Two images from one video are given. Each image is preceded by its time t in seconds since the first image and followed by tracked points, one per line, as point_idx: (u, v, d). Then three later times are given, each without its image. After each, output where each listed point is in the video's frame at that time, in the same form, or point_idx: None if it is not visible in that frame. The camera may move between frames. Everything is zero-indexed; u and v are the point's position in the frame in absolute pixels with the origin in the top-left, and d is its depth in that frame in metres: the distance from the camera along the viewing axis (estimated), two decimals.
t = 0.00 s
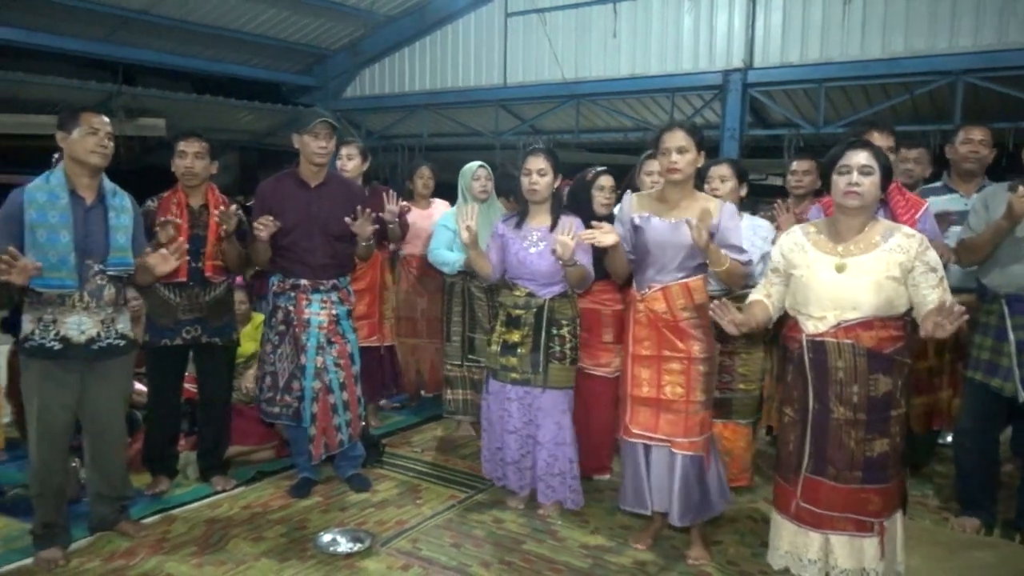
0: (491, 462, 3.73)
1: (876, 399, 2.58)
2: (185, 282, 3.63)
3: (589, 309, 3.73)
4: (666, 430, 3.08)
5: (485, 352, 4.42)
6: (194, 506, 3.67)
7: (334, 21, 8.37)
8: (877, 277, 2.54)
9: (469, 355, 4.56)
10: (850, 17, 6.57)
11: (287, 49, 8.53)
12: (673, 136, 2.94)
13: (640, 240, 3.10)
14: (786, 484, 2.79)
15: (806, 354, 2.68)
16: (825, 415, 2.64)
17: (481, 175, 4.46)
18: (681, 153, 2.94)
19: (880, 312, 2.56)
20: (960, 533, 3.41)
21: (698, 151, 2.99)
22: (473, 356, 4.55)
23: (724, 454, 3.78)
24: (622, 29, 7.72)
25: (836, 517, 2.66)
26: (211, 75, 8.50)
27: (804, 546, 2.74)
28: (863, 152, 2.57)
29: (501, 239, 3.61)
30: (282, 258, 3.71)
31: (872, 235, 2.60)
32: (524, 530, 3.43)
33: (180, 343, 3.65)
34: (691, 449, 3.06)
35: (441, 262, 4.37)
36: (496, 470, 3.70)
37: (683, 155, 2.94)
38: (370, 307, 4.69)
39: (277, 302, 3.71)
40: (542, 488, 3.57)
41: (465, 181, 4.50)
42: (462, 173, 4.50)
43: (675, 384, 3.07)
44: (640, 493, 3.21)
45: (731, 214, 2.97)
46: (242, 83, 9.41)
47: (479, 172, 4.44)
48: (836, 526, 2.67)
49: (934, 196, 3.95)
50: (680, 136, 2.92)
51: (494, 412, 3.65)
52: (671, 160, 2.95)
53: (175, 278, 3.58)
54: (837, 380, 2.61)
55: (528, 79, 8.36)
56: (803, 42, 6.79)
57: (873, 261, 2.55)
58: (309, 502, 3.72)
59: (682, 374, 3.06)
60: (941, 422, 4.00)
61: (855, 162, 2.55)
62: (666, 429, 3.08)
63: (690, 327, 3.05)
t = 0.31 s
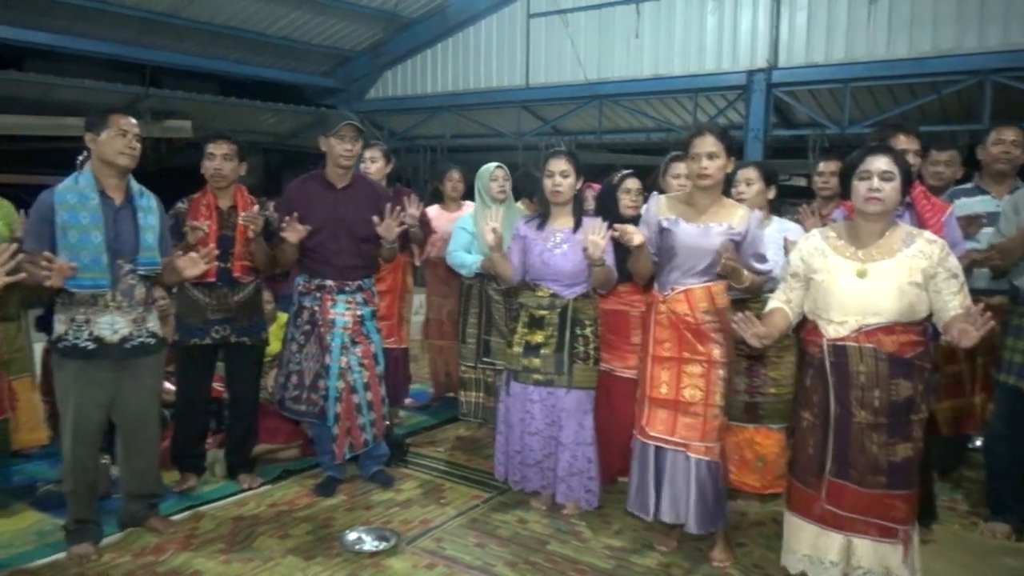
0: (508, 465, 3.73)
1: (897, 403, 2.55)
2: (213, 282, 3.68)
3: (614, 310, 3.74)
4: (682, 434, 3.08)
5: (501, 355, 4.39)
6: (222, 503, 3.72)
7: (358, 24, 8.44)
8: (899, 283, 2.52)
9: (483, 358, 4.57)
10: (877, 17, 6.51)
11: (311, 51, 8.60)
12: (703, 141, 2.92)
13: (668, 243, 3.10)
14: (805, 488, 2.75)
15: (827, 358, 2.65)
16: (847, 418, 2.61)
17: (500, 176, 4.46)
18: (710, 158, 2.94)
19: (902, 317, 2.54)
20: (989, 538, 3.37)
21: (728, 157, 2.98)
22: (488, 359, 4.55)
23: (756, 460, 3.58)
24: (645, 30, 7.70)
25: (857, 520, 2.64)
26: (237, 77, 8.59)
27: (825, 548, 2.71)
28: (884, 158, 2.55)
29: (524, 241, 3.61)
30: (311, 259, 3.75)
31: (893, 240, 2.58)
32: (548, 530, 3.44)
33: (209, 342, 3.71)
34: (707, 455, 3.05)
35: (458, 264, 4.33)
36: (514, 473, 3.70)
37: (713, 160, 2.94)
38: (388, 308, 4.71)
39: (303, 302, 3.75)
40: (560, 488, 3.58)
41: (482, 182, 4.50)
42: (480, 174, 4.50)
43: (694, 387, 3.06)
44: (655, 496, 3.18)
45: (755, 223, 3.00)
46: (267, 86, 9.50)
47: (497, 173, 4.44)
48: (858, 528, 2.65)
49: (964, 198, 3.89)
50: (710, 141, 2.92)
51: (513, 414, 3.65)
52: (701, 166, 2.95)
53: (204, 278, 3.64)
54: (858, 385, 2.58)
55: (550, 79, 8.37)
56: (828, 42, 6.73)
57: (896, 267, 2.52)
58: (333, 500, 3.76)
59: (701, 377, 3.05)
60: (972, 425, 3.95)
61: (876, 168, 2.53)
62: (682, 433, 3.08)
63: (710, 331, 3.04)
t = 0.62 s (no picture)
0: (535, 467, 3.74)
1: (932, 406, 2.52)
2: (245, 281, 3.73)
3: (638, 312, 3.76)
4: (718, 434, 3.06)
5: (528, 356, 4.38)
6: (251, 501, 3.76)
7: (384, 26, 8.50)
8: (934, 283, 2.49)
9: (506, 358, 4.59)
10: (908, 17, 6.43)
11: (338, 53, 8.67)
12: (735, 136, 2.91)
13: (699, 241, 3.11)
14: (836, 492, 2.73)
15: (859, 360, 2.62)
16: (880, 422, 2.58)
17: (522, 178, 4.44)
18: (742, 153, 2.92)
19: (936, 318, 2.51)
20: None
21: (761, 153, 2.96)
22: (511, 360, 4.56)
23: (782, 463, 3.61)
24: (672, 30, 7.68)
25: (890, 526, 2.61)
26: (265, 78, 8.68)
27: (856, 553, 2.68)
28: (917, 157, 2.51)
29: (552, 242, 3.61)
30: (342, 259, 3.79)
31: (927, 240, 2.54)
32: (574, 532, 3.44)
33: (241, 341, 3.75)
34: (746, 456, 3.04)
35: (483, 264, 4.40)
36: (543, 476, 3.70)
37: (745, 154, 2.92)
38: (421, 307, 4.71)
39: (336, 300, 3.78)
40: (594, 491, 3.57)
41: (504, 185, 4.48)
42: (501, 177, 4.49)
43: (728, 388, 3.04)
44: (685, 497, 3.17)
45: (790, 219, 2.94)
46: (295, 87, 9.59)
47: (520, 176, 4.42)
48: (890, 534, 2.61)
49: (1000, 200, 3.82)
50: (743, 136, 2.90)
51: (542, 416, 3.64)
52: (732, 160, 2.93)
53: (236, 277, 3.71)
54: (892, 388, 2.55)
55: (576, 81, 8.37)
56: (858, 43, 6.66)
57: (930, 267, 2.49)
58: (361, 499, 3.79)
59: (735, 379, 3.03)
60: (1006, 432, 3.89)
61: (909, 167, 2.49)
62: (719, 433, 3.06)
63: (744, 332, 3.02)
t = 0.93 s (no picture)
0: (562, 469, 3.74)
1: (964, 411, 2.49)
2: (265, 281, 3.76)
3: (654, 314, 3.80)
4: (743, 435, 3.06)
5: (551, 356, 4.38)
6: (273, 500, 3.79)
7: (403, 28, 8.53)
8: (966, 284, 2.46)
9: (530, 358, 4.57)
10: (930, 16, 6.37)
11: (357, 55, 8.72)
12: (752, 134, 2.91)
13: (723, 244, 3.11)
14: (865, 495, 2.72)
15: (889, 363, 2.60)
16: (909, 425, 2.56)
17: (544, 178, 4.45)
18: (758, 151, 2.91)
19: (969, 321, 2.48)
20: None
21: (780, 152, 2.94)
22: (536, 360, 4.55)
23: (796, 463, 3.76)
24: (690, 31, 7.65)
25: (918, 531, 2.58)
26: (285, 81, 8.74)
27: (885, 559, 2.66)
28: (949, 155, 2.48)
29: (574, 243, 3.61)
30: (369, 259, 3.82)
31: (960, 241, 2.51)
32: (595, 534, 3.44)
33: (260, 341, 3.78)
34: (772, 458, 3.03)
35: (505, 264, 4.51)
36: (571, 478, 3.70)
37: (761, 152, 2.90)
38: (450, 304, 4.85)
39: (364, 301, 3.80)
40: (628, 491, 3.57)
41: (526, 185, 4.51)
42: (524, 178, 4.51)
43: (753, 391, 3.03)
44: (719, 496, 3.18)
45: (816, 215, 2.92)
46: (313, 89, 9.65)
47: (542, 176, 4.43)
48: (918, 539, 2.58)
49: None
50: (760, 135, 2.90)
51: (568, 419, 3.64)
52: (747, 158, 2.92)
53: (255, 277, 3.72)
54: (922, 391, 2.52)
55: (594, 82, 8.36)
56: (879, 43, 6.61)
57: (961, 267, 2.46)
58: (381, 499, 3.80)
59: (759, 381, 3.01)
60: None
61: (940, 166, 2.46)
62: (744, 434, 3.06)
63: (769, 336, 2.99)
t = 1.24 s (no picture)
0: (586, 470, 3.74)
1: (999, 417, 2.45)
2: (287, 282, 3.79)
3: (681, 315, 3.73)
4: (762, 437, 3.05)
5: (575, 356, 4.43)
6: (295, 499, 3.82)
7: (423, 30, 8.56)
8: (1004, 288, 2.42)
9: (558, 357, 4.61)
10: (956, 15, 6.29)
11: (377, 57, 8.76)
12: (774, 139, 2.89)
13: (745, 245, 3.09)
14: (897, 501, 2.70)
15: (922, 365, 2.58)
16: (941, 431, 2.53)
17: (570, 179, 4.46)
18: (782, 156, 2.89)
19: (1006, 325, 2.44)
20: None
21: (804, 155, 2.92)
22: (563, 360, 4.59)
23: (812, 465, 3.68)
24: (711, 32, 7.62)
25: (951, 539, 2.55)
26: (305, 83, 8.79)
27: (916, 566, 2.64)
28: (990, 156, 2.43)
29: (595, 245, 3.61)
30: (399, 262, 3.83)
31: (999, 244, 2.48)
32: (616, 536, 3.43)
33: (283, 341, 3.82)
34: (791, 460, 3.02)
35: (535, 264, 4.44)
36: (592, 479, 3.71)
37: (785, 158, 2.89)
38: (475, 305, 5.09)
39: (397, 303, 3.84)
40: (646, 493, 3.57)
41: (553, 186, 4.50)
42: (550, 179, 4.51)
43: (772, 392, 3.01)
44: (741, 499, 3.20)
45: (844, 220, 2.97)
46: (334, 91, 9.70)
47: (568, 177, 4.44)
48: (950, 547, 2.56)
49: None
50: (783, 139, 2.87)
51: (588, 420, 3.62)
52: (771, 164, 2.91)
53: (277, 278, 3.76)
54: (956, 396, 2.50)
55: (613, 83, 8.35)
56: (903, 42, 6.54)
57: (999, 271, 2.44)
58: (403, 499, 3.82)
59: (779, 382, 2.99)
60: None
61: (980, 167, 2.42)
62: (762, 436, 3.05)
63: (790, 335, 2.97)
